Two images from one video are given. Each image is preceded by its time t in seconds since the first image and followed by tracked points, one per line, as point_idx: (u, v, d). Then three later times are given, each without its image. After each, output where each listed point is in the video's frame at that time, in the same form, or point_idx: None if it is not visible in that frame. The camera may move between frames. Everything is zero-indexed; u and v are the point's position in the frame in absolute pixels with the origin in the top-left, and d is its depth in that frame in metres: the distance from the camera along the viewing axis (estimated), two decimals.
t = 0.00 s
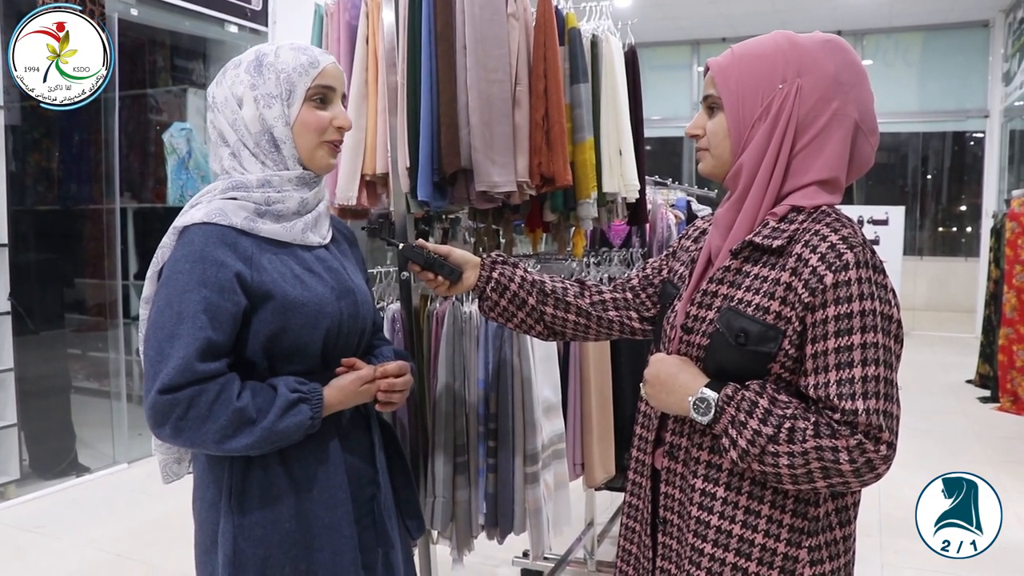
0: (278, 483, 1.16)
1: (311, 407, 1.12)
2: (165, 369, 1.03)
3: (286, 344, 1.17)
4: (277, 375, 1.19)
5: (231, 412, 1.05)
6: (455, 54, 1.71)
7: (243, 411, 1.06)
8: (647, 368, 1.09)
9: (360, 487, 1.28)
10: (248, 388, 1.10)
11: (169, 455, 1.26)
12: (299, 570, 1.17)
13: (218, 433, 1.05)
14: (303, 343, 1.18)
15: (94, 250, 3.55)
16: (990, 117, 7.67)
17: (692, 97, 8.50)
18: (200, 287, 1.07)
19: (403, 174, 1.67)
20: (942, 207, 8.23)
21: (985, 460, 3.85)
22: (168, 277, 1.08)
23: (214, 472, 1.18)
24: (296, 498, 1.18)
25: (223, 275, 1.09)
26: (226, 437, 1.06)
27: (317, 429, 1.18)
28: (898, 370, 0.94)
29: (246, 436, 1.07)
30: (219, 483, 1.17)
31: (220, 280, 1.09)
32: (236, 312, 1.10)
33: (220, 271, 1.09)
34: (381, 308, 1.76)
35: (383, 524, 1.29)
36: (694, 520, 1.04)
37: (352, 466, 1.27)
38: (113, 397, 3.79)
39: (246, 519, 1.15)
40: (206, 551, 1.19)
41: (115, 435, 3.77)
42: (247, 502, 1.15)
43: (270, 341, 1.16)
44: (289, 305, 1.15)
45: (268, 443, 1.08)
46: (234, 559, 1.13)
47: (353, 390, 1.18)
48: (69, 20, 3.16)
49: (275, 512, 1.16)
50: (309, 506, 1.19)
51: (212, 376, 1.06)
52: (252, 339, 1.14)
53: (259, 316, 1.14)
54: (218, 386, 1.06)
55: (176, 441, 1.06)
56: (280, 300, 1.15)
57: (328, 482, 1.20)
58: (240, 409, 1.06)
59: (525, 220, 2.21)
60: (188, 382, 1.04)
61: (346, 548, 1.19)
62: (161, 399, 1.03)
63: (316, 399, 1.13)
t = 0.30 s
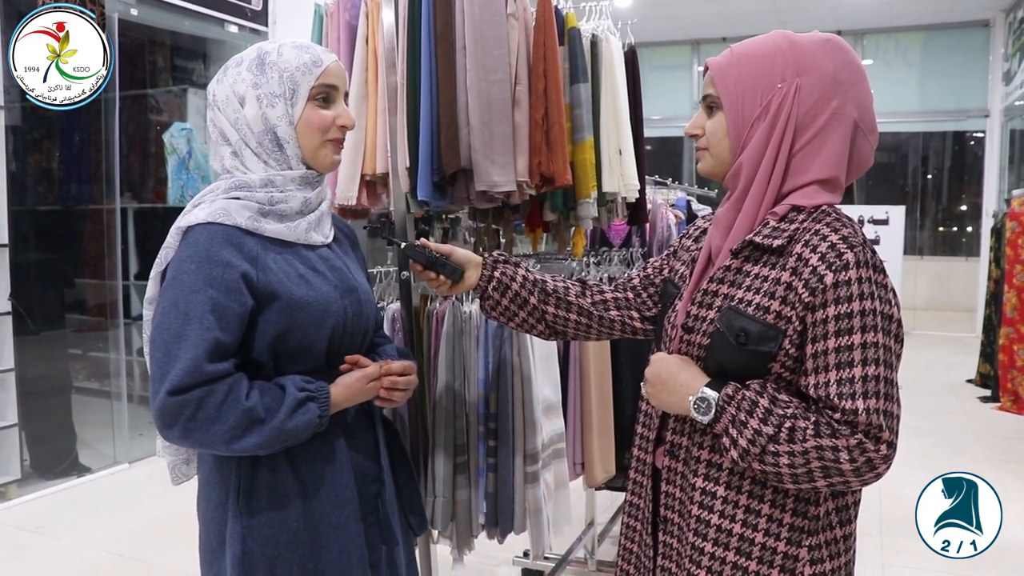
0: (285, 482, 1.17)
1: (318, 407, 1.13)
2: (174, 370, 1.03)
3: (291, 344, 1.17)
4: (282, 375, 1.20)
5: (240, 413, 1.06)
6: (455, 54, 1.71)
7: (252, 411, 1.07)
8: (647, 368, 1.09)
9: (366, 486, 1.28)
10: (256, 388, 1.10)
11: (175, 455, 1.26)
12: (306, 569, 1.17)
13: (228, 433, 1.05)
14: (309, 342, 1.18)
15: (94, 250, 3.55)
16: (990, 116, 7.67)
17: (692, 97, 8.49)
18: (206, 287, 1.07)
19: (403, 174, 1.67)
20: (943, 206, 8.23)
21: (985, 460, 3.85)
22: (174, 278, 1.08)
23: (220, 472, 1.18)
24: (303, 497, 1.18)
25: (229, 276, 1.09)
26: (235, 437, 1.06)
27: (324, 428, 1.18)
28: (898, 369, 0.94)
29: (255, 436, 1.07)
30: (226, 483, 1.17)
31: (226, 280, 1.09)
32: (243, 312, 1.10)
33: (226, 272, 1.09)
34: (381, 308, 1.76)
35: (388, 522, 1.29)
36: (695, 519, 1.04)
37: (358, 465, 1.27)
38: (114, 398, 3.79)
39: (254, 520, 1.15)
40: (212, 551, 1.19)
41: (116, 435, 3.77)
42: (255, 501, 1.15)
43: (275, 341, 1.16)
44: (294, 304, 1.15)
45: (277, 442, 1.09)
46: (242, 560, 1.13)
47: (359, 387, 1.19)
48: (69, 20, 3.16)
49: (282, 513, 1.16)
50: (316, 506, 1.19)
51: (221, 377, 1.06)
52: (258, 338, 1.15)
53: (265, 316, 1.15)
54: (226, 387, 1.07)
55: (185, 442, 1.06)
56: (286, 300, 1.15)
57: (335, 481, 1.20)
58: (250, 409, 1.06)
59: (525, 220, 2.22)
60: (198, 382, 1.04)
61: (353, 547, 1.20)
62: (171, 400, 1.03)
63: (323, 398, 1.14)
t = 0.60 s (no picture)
0: (283, 483, 1.17)
1: (315, 409, 1.13)
2: (172, 371, 1.04)
3: (289, 345, 1.17)
4: (281, 375, 1.20)
5: (239, 414, 1.06)
6: (455, 55, 1.71)
7: (251, 412, 1.07)
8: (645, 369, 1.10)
9: (364, 486, 1.28)
10: (254, 389, 1.10)
11: (174, 456, 1.26)
12: (305, 569, 1.18)
13: (226, 434, 1.06)
14: (307, 343, 1.18)
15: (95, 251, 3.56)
16: (991, 116, 7.67)
17: (692, 97, 8.50)
18: (204, 288, 1.07)
19: (403, 175, 1.67)
20: (944, 206, 8.22)
21: (986, 460, 3.84)
22: (172, 279, 1.09)
23: (219, 473, 1.18)
24: (301, 497, 1.19)
25: (227, 277, 1.09)
26: (233, 439, 1.06)
27: (322, 429, 1.19)
28: (894, 371, 0.94)
29: (254, 437, 1.07)
30: (225, 483, 1.18)
31: (224, 282, 1.09)
32: (241, 313, 1.10)
33: (224, 273, 1.09)
34: (381, 309, 1.77)
35: (386, 522, 1.29)
36: (692, 519, 1.04)
37: (356, 465, 1.27)
38: (115, 399, 3.80)
39: (252, 520, 1.15)
40: (211, 552, 1.19)
41: (117, 437, 3.77)
42: (254, 501, 1.16)
43: (273, 342, 1.16)
44: (293, 305, 1.16)
45: (275, 443, 1.09)
46: (240, 560, 1.13)
47: (356, 389, 1.18)
48: (69, 20, 3.19)
49: (280, 513, 1.16)
50: (315, 506, 1.19)
51: (219, 378, 1.06)
52: (257, 339, 1.15)
53: (263, 317, 1.15)
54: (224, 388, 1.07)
55: (183, 443, 1.06)
56: (284, 301, 1.15)
57: (333, 482, 1.20)
58: (248, 410, 1.06)
59: (526, 221, 2.22)
60: (196, 383, 1.04)
61: (351, 547, 1.20)
62: (169, 401, 1.04)
63: (321, 399, 1.14)
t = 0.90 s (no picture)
0: (275, 482, 1.17)
1: (304, 411, 1.12)
2: (163, 370, 1.04)
3: (282, 345, 1.17)
4: (274, 375, 1.20)
5: (229, 413, 1.06)
6: (455, 57, 1.71)
7: (241, 411, 1.07)
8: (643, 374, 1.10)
9: (357, 486, 1.28)
10: (245, 389, 1.10)
11: (167, 454, 1.26)
12: (296, 569, 1.18)
13: (216, 433, 1.06)
14: (299, 343, 1.18)
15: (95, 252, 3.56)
16: (992, 118, 7.67)
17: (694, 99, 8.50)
18: (197, 288, 1.07)
19: (403, 177, 1.67)
20: (945, 209, 8.21)
21: (986, 462, 3.84)
22: (166, 279, 1.09)
23: (211, 472, 1.18)
24: (293, 497, 1.19)
25: (220, 277, 1.09)
26: (224, 437, 1.06)
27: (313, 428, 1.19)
28: (892, 378, 0.94)
29: (244, 436, 1.07)
30: (216, 482, 1.18)
31: (216, 282, 1.09)
32: (233, 313, 1.10)
33: (217, 273, 1.09)
34: (381, 311, 1.77)
35: (380, 522, 1.29)
36: (689, 522, 1.04)
37: (349, 465, 1.27)
38: (115, 399, 3.80)
39: (243, 518, 1.15)
40: (203, 551, 1.20)
41: (117, 437, 3.77)
42: (245, 500, 1.16)
43: (266, 342, 1.16)
44: (285, 306, 1.15)
45: (264, 442, 1.09)
46: (231, 558, 1.13)
47: (347, 390, 1.18)
48: (69, 20, 3.18)
49: (272, 511, 1.17)
50: (306, 506, 1.19)
51: (210, 377, 1.07)
52: (248, 339, 1.15)
53: (256, 317, 1.15)
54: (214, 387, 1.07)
55: (174, 442, 1.07)
56: (276, 301, 1.15)
57: (324, 481, 1.20)
58: (238, 408, 1.07)
59: (525, 223, 2.23)
60: (187, 383, 1.05)
61: (343, 547, 1.20)
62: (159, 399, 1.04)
63: (312, 399, 1.14)
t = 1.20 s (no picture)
0: (269, 483, 1.17)
1: (300, 412, 1.12)
2: (159, 370, 1.04)
3: (277, 346, 1.17)
4: (270, 376, 1.20)
5: (225, 414, 1.06)
6: (454, 57, 1.72)
7: (237, 412, 1.07)
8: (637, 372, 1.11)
9: (352, 487, 1.28)
10: (241, 390, 1.11)
11: (163, 455, 1.26)
12: (291, 569, 1.18)
13: (212, 433, 1.06)
14: (295, 344, 1.18)
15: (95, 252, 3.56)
16: (991, 119, 7.68)
17: (693, 100, 8.51)
18: (193, 289, 1.08)
19: (403, 178, 1.65)
20: (944, 209, 8.21)
21: (985, 462, 3.84)
22: (163, 280, 1.09)
23: (206, 472, 1.19)
24: (288, 498, 1.19)
25: (216, 278, 1.09)
26: (219, 438, 1.06)
27: (309, 429, 1.19)
28: (882, 383, 0.94)
29: (239, 437, 1.07)
30: (211, 482, 1.18)
31: (213, 283, 1.09)
32: (229, 314, 1.10)
33: (213, 274, 1.10)
34: (380, 312, 1.78)
35: (376, 522, 1.30)
36: (681, 521, 1.04)
37: (345, 465, 1.28)
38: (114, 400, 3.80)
39: (238, 518, 1.15)
40: (198, 551, 1.20)
41: (116, 437, 3.77)
42: (240, 500, 1.16)
43: (262, 343, 1.16)
44: (281, 307, 1.16)
45: (260, 443, 1.09)
46: (226, 558, 1.14)
47: (342, 391, 1.18)
48: (69, 20, 3.21)
49: (266, 511, 1.17)
50: (301, 506, 1.19)
51: (205, 378, 1.07)
52: (243, 339, 1.15)
53: (251, 318, 1.15)
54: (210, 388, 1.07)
55: (170, 442, 1.07)
56: (272, 303, 1.15)
57: (319, 481, 1.20)
58: (234, 409, 1.07)
59: (524, 224, 2.24)
60: (183, 383, 1.05)
61: (338, 547, 1.20)
62: (155, 400, 1.04)
63: (308, 400, 1.14)
